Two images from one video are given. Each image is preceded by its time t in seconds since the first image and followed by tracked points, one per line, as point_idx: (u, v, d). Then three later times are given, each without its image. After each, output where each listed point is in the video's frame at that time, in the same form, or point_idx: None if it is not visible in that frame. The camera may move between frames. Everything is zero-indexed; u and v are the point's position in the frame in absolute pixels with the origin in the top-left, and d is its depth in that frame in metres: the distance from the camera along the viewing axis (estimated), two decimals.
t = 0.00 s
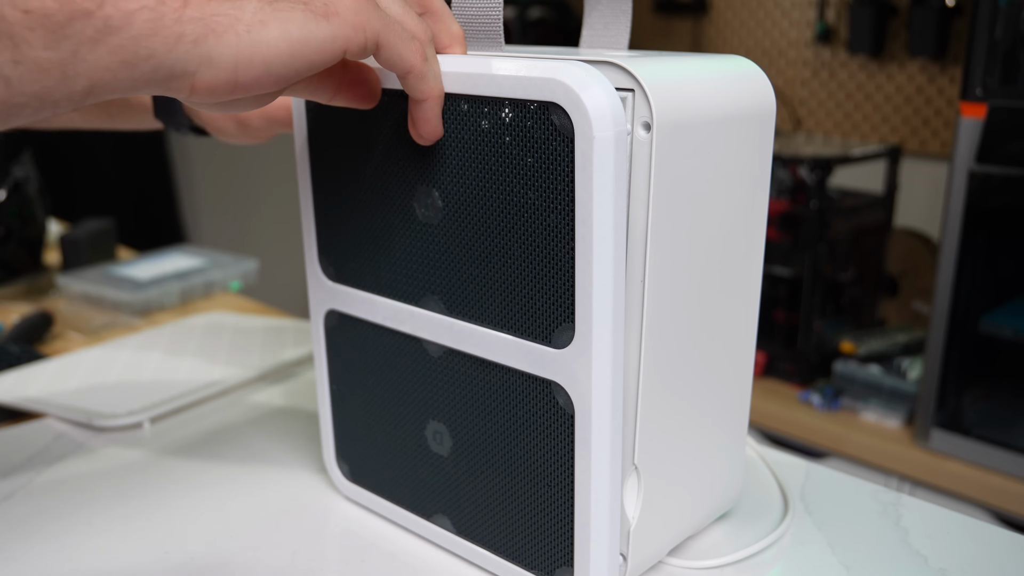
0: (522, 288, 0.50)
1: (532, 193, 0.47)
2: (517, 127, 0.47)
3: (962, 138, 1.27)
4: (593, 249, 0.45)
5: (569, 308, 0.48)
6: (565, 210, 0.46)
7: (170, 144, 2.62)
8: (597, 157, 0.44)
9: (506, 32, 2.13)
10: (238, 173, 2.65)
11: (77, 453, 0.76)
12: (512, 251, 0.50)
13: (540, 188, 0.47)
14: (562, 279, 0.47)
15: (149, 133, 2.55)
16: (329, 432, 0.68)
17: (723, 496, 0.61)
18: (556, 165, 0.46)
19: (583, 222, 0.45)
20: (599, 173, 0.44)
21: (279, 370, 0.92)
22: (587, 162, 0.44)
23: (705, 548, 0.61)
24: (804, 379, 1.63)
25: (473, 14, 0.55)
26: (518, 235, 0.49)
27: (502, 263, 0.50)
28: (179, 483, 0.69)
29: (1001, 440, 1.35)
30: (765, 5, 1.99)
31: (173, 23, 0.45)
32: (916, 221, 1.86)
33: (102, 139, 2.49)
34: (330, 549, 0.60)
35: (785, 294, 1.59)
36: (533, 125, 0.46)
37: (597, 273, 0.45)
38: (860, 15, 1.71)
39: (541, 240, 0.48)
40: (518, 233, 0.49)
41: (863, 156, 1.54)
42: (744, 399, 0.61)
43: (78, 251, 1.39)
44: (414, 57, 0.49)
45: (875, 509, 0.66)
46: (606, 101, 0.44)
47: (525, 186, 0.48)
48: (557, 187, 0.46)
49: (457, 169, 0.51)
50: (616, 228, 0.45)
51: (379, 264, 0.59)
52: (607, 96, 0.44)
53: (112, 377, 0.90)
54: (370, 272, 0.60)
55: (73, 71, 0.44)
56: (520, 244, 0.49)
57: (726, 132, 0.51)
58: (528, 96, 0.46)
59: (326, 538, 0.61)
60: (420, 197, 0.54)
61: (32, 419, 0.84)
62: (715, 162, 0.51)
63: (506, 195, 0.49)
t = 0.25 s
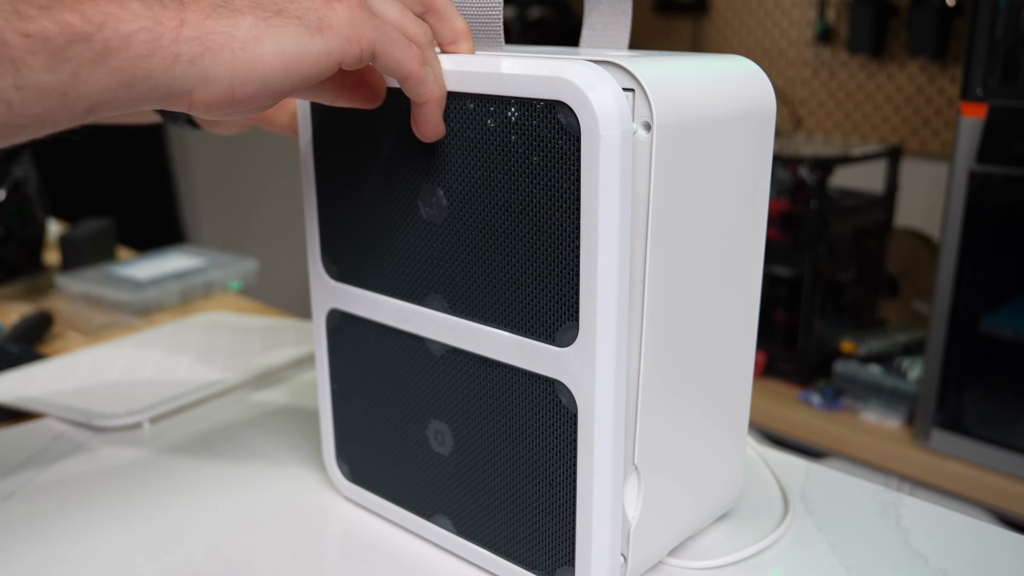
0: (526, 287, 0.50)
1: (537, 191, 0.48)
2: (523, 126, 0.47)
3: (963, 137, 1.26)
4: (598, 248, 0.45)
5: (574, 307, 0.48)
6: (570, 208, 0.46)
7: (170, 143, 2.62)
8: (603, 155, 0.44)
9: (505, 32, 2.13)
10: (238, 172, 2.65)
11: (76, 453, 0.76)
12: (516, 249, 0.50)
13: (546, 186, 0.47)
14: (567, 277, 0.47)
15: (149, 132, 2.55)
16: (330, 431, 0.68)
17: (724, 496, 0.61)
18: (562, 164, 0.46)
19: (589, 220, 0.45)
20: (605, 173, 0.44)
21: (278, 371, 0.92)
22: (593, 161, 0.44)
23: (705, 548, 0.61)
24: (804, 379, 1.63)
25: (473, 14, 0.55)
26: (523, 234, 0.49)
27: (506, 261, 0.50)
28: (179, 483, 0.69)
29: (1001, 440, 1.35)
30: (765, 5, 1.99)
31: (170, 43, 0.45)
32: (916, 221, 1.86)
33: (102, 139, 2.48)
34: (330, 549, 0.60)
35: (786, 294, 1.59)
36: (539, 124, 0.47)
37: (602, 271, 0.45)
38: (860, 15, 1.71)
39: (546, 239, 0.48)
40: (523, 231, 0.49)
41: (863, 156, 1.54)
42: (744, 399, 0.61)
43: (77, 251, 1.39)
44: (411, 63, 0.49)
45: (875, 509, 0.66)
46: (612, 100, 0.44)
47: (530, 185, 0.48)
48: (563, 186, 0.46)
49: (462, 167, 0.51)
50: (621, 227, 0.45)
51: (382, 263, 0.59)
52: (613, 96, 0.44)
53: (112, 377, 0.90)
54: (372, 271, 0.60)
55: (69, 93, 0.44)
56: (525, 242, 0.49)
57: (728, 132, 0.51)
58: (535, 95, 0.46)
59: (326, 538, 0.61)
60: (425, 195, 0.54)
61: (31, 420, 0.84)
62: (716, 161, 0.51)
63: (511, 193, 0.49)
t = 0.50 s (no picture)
0: (527, 286, 0.50)
1: (538, 192, 0.48)
2: (524, 125, 0.47)
3: (963, 137, 1.26)
4: (599, 248, 0.45)
5: (575, 306, 0.48)
6: (571, 208, 0.46)
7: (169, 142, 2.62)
8: (603, 155, 0.44)
9: (505, 32, 2.13)
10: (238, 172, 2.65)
11: (76, 453, 0.76)
12: (517, 249, 0.50)
13: (547, 186, 0.47)
14: (568, 276, 0.47)
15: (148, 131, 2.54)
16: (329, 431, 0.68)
17: (724, 497, 0.61)
18: (562, 164, 0.46)
19: (589, 219, 0.45)
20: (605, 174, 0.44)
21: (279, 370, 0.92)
22: (594, 160, 0.44)
23: (705, 548, 0.61)
24: (805, 380, 1.63)
25: (472, 16, 0.55)
26: (524, 234, 0.49)
27: (506, 261, 0.50)
28: (178, 483, 0.69)
29: (1002, 440, 1.35)
30: (765, 4, 1.99)
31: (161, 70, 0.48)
32: (917, 222, 1.86)
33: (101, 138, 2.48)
34: (330, 550, 0.60)
35: (786, 294, 1.59)
36: (540, 123, 0.47)
37: (602, 271, 0.45)
38: (860, 15, 1.71)
39: (547, 239, 0.48)
40: (524, 231, 0.49)
41: (864, 156, 1.54)
42: (745, 398, 0.61)
43: (77, 251, 1.39)
44: (393, 90, 0.50)
45: (876, 509, 0.66)
46: (612, 100, 0.44)
47: (532, 184, 0.48)
48: (563, 186, 0.46)
49: (463, 167, 0.51)
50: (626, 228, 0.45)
51: (383, 263, 0.59)
52: (614, 96, 0.44)
53: (111, 377, 0.90)
54: (374, 270, 0.60)
55: (62, 148, 0.48)
56: (525, 243, 0.49)
57: (727, 131, 0.51)
58: (535, 95, 0.46)
59: (326, 539, 0.61)
60: (427, 195, 0.54)
61: (32, 420, 0.84)
62: (716, 161, 0.51)
63: (512, 193, 0.49)
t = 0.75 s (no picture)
0: (535, 284, 0.50)
1: (549, 188, 0.48)
2: (536, 121, 0.47)
3: (964, 137, 1.26)
4: (609, 243, 0.45)
5: (581, 303, 0.48)
6: (581, 204, 0.46)
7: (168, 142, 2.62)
8: (615, 151, 0.44)
9: (506, 32, 2.13)
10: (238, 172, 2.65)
11: (75, 453, 0.76)
12: (526, 245, 0.50)
13: (558, 182, 0.47)
14: (578, 272, 0.47)
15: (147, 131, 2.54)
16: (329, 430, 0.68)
17: (724, 496, 0.61)
18: (574, 160, 0.46)
19: (599, 215, 0.45)
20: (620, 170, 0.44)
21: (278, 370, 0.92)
22: (607, 156, 0.44)
23: (705, 548, 0.61)
24: (805, 380, 1.63)
25: (473, 15, 0.55)
26: (534, 229, 0.49)
27: (515, 258, 0.50)
28: (178, 484, 0.69)
29: (1002, 440, 1.35)
30: (765, 4, 1.99)
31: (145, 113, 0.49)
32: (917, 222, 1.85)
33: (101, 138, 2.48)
34: (331, 549, 0.60)
35: (786, 294, 1.59)
36: (551, 119, 0.47)
37: (611, 266, 0.46)
38: (860, 14, 1.71)
39: (556, 234, 0.48)
40: (534, 228, 0.49)
41: (864, 155, 1.54)
42: (745, 398, 0.61)
43: (77, 251, 1.39)
44: (383, 124, 0.50)
45: (876, 509, 0.66)
46: (624, 98, 0.44)
47: (543, 181, 0.48)
48: (574, 181, 0.46)
49: (473, 163, 0.51)
50: (635, 225, 0.46)
51: (391, 260, 0.58)
52: (627, 94, 0.44)
53: (111, 377, 0.90)
54: (380, 267, 0.59)
55: (69, 210, 0.55)
56: (535, 238, 0.49)
57: (728, 130, 0.51)
58: (548, 92, 0.46)
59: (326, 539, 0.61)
60: (437, 192, 0.54)
61: (31, 420, 0.84)
62: (718, 160, 0.51)
63: (523, 189, 0.49)
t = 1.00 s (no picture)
0: (537, 283, 0.50)
1: (550, 188, 0.48)
2: (537, 121, 0.47)
3: (964, 137, 1.26)
4: (609, 243, 0.45)
5: (581, 303, 0.48)
6: (581, 205, 0.46)
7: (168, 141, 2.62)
8: (615, 151, 0.44)
9: (505, 32, 2.13)
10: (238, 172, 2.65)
11: (74, 453, 0.75)
12: (527, 245, 0.50)
13: (560, 182, 0.47)
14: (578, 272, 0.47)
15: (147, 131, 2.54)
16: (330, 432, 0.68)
17: (724, 497, 0.61)
18: (574, 160, 0.46)
19: (599, 215, 0.45)
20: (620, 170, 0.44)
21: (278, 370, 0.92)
22: (606, 155, 0.44)
23: (705, 549, 0.60)
24: (805, 380, 1.63)
25: (472, 15, 0.54)
26: (535, 229, 0.49)
27: (516, 257, 0.50)
28: (177, 484, 0.69)
29: (1002, 440, 1.35)
30: (765, 4, 1.99)
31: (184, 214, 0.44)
32: (918, 222, 1.85)
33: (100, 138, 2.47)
34: (331, 550, 0.60)
35: (786, 294, 1.59)
36: (552, 120, 0.47)
37: (611, 267, 0.45)
38: (860, 14, 1.71)
39: (557, 235, 0.48)
40: (535, 227, 0.49)
41: (864, 155, 1.53)
42: (745, 398, 0.61)
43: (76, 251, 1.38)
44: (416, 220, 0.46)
45: (876, 509, 0.66)
46: (625, 98, 0.44)
47: (544, 180, 0.48)
48: (575, 182, 0.46)
49: (474, 163, 0.51)
50: (636, 224, 0.46)
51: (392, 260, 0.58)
52: (627, 93, 0.44)
53: (110, 377, 0.90)
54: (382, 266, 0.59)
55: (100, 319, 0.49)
56: (536, 238, 0.49)
57: (729, 130, 0.51)
58: (548, 91, 0.46)
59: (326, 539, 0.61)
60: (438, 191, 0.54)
61: (30, 419, 0.84)
62: (719, 159, 0.51)
63: (524, 190, 0.49)
